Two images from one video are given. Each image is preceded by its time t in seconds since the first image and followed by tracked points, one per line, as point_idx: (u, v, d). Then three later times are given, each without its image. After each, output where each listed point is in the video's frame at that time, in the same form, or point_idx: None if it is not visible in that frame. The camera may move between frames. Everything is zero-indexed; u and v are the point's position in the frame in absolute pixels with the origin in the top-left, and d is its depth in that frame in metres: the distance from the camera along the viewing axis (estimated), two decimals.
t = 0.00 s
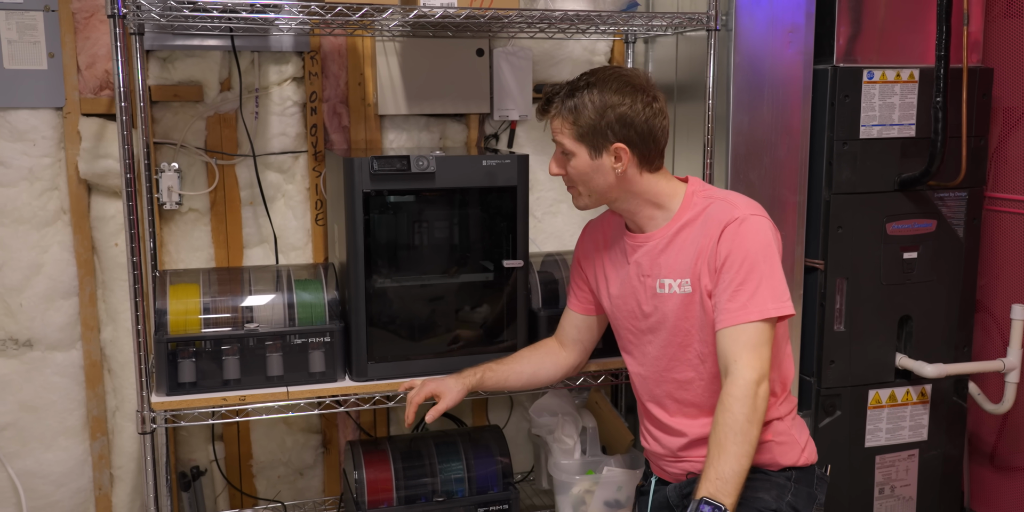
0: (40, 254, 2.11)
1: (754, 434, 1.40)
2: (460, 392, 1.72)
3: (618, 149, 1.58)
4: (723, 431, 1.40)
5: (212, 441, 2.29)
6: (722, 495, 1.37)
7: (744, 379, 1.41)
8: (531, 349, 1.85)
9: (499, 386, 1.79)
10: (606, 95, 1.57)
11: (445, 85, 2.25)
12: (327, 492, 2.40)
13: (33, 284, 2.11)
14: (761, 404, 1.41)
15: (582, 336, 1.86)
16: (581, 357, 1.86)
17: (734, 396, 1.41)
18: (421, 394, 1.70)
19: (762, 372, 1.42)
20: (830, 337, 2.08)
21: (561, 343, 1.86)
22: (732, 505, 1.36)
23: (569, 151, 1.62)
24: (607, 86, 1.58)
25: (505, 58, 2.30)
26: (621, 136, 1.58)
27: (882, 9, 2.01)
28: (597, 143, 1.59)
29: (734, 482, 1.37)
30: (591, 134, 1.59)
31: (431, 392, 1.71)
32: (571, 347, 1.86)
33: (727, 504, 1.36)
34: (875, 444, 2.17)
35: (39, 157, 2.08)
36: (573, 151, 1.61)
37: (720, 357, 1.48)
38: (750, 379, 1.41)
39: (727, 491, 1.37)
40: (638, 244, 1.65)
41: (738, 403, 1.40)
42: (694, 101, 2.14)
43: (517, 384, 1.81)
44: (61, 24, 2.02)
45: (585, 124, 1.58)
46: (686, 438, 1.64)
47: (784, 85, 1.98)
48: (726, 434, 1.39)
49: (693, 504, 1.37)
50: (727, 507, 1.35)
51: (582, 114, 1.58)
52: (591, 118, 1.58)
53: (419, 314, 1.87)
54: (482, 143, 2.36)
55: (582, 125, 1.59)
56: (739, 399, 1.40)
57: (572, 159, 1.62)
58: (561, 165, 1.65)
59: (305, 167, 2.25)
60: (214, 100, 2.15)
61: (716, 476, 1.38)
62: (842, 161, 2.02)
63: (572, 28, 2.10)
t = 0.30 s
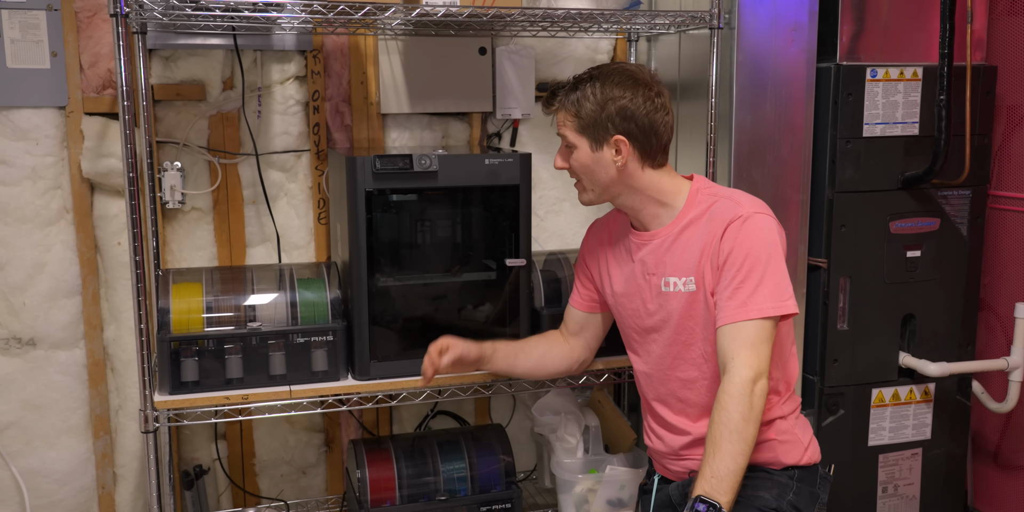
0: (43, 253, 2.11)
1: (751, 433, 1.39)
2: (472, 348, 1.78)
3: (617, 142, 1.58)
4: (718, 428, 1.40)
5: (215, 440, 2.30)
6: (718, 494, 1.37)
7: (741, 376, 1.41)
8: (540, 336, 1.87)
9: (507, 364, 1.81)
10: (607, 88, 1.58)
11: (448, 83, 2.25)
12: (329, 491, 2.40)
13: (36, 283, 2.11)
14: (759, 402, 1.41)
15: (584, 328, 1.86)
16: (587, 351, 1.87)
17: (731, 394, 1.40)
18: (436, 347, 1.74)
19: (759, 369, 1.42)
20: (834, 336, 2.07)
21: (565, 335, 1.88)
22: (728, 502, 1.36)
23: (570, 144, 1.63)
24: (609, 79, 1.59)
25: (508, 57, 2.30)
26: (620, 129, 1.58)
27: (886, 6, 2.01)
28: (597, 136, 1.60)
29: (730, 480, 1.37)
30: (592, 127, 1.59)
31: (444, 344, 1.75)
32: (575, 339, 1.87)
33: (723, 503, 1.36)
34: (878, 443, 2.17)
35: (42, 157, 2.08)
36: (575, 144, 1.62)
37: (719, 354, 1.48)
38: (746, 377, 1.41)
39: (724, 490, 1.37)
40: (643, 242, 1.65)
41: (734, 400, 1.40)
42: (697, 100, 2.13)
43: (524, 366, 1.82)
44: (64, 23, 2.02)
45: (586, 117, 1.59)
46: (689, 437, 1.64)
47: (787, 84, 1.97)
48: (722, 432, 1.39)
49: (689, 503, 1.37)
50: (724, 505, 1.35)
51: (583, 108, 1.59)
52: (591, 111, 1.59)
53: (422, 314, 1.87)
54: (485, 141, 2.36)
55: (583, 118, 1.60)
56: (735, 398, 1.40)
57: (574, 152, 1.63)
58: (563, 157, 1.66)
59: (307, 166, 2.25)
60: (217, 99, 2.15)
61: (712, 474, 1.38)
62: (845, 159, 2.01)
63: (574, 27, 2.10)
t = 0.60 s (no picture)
0: (44, 253, 2.11)
1: (755, 431, 1.39)
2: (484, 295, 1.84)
3: (609, 140, 1.58)
4: (722, 428, 1.40)
5: (216, 440, 2.30)
6: (723, 494, 1.36)
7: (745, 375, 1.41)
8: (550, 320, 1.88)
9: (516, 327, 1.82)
10: (600, 87, 1.58)
11: (449, 83, 2.25)
12: (330, 491, 2.40)
13: (36, 282, 2.11)
14: (762, 401, 1.41)
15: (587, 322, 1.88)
16: (590, 348, 1.88)
17: (735, 393, 1.40)
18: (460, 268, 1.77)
19: (762, 368, 1.42)
20: (835, 336, 2.07)
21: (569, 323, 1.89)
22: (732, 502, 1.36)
23: (566, 144, 1.64)
24: (602, 79, 1.60)
25: (509, 57, 2.29)
26: (613, 127, 1.58)
27: (888, 6, 2.00)
28: (590, 135, 1.60)
29: (734, 479, 1.37)
30: (585, 126, 1.60)
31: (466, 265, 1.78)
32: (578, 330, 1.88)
33: (728, 502, 1.36)
34: (879, 444, 2.16)
35: (43, 156, 2.08)
36: (570, 144, 1.63)
37: (721, 354, 1.48)
38: (749, 376, 1.40)
39: (728, 489, 1.37)
40: (644, 242, 1.64)
41: (738, 399, 1.40)
42: (698, 99, 2.13)
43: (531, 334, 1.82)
44: (65, 23, 2.02)
45: (579, 116, 1.60)
46: (691, 436, 1.63)
47: (789, 83, 1.97)
48: (726, 432, 1.39)
49: (693, 503, 1.37)
50: (728, 505, 1.35)
51: (576, 107, 1.60)
52: (584, 110, 1.59)
53: (422, 313, 1.86)
54: (486, 141, 2.37)
55: (577, 117, 1.60)
56: (739, 397, 1.40)
57: (570, 152, 1.64)
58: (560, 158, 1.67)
59: (308, 165, 2.25)
60: (218, 98, 2.15)
61: (716, 474, 1.38)
62: (847, 159, 2.01)
63: (576, 27, 2.09)
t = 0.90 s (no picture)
0: (44, 253, 2.11)
1: (756, 432, 1.39)
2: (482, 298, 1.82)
3: (634, 130, 1.57)
4: (722, 429, 1.40)
5: (216, 440, 2.29)
6: (722, 494, 1.37)
7: (745, 376, 1.41)
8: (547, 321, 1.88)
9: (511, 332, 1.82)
10: (618, 82, 1.58)
11: (450, 84, 2.25)
12: (330, 492, 2.40)
13: (37, 283, 2.11)
14: (763, 402, 1.40)
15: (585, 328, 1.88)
16: (592, 350, 1.88)
17: (735, 394, 1.40)
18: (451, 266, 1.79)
19: (763, 369, 1.42)
20: (835, 337, 2.07)
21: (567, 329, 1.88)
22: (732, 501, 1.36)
23: (583, 143, 1.60)
24: (615, 75, 1.60)
25: (510, 58, 2.29)
26: (636, 119, 1.58)
27: (889, 8, 2.00)
28: (611, 129, 1.58)
29: (735, 480, 1.37)
30: (609, 119, 1.57)
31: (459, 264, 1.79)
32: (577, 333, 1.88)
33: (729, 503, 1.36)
34: (880, 446, 2.16)
35: (44, 157, 2.08)
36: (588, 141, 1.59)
37: (722, 355, 1.48)
38: (749, 378, 1.40)
39: (728, 490, 1.37)
40: (644, 243, 1.64)
41: (738, 401, 1.40)
42: (698, 101, 2.13)
43: (529, 339, 1.82)
44: (65, 23, 2.02)
45: (602, 110, 1.57)
46: (692, 437, 1.63)
47: (789, 84, 1.97)
48: (727, 433, 1.39)
49: (694, 504, 1.37)
50: (729, 506, 1.35)
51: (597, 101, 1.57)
52: (606, 103, 1.57)
53: (422, 314, 1.86)
54: (486, 142, 2.36)
55: (599, 113, 1.57)
56: (739, 398, 1.40)
57: (588, 148, 1.59)
58: (573, 161, 1.62)
59: (309, 166, 2.24)
60: (218, 99, 2.15)
61: (717, 475, 1.38)
62: (848, 161, 2.01)
63: (576, 28, 2.09)
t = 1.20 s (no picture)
0: (45, 252, 2.11)
1: (759, 429, 1.39)
2: (463, 377, 1.76)
3: (666, 123, 1.61)
4: (726, 427, 1.39)
5: (217, 440, 2.29)
6: (728, 491, 1.36)
7: (747, 373, 1.40)
8: (538, 342, 1.85)
9: (505, 377, 1.80)
10: (647, 76, 1.58)
11: (451, 83, 2.25)
12: (331, 491, 2.40)
13: (38, 282, 2.11)
14: (766, 399, 1.40)
15: (587, 333, 1.85)
16: (588, 357, 1.86)
17: (738, 391, 1.40)
18: (423, 380, 1.75)
19: (766, 365, 1.41)
20: (837, 337, 2.07)
21: (568, 340, 1.86)
22: (738, 498, 1.35)
23: (632, 130, 1.54)
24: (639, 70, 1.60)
25: (511, 57, 2.29)
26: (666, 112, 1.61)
27: (890, 7, 2.00)
28: (653, 120, 1.57)
29: (740, 476, 1.37)
30: (654, 110, 1.56)
31: (432, 377, 1.75)
32: (577, 345, 1.86)
33: (735, 500, 1.35)
34: (881, 445, 2.16)
35: (45, 156, 2.08)
36: (639, 130, 1.54)
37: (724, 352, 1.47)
38: (752, 374, 1.40)
39: (735, 486, 1.36)
40: (645, 243, 1.64)
41: (741, 398, 1.39)
42: (700, 100, 2.13)
43: (522, 377, 1.81)
44: (67, 22, 2.02)
45: (649, 100, 1.55)
46: (695, 436, 1.63)
47: (791, 84, 1.97)
48: (730, 431, 1.39)
49: (698, 502, 1.36)
50: (734, 504, 1.34)
51: (643, 91, 1.55)
52: (649, 93, 1.56)
53: (424, 314, 1.86)
54: (488, 142, 2.36)
55: (646, 100, 1.54)
56: (742, 395, 1.39)
57: (639, 137, 1.55)
58: (619, 151, 1.54)
59: (310, 166, 2.24)
60: (220, 98, 2.15)
61: (722, 473, 1.38)
62: (849, 161, 2.01)
63: (577, 27, 2.09)
